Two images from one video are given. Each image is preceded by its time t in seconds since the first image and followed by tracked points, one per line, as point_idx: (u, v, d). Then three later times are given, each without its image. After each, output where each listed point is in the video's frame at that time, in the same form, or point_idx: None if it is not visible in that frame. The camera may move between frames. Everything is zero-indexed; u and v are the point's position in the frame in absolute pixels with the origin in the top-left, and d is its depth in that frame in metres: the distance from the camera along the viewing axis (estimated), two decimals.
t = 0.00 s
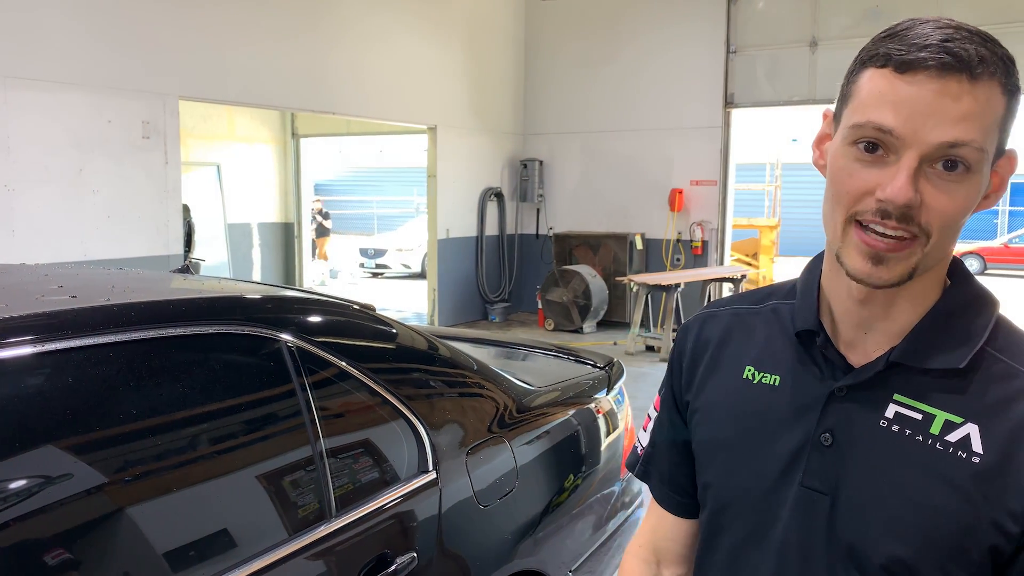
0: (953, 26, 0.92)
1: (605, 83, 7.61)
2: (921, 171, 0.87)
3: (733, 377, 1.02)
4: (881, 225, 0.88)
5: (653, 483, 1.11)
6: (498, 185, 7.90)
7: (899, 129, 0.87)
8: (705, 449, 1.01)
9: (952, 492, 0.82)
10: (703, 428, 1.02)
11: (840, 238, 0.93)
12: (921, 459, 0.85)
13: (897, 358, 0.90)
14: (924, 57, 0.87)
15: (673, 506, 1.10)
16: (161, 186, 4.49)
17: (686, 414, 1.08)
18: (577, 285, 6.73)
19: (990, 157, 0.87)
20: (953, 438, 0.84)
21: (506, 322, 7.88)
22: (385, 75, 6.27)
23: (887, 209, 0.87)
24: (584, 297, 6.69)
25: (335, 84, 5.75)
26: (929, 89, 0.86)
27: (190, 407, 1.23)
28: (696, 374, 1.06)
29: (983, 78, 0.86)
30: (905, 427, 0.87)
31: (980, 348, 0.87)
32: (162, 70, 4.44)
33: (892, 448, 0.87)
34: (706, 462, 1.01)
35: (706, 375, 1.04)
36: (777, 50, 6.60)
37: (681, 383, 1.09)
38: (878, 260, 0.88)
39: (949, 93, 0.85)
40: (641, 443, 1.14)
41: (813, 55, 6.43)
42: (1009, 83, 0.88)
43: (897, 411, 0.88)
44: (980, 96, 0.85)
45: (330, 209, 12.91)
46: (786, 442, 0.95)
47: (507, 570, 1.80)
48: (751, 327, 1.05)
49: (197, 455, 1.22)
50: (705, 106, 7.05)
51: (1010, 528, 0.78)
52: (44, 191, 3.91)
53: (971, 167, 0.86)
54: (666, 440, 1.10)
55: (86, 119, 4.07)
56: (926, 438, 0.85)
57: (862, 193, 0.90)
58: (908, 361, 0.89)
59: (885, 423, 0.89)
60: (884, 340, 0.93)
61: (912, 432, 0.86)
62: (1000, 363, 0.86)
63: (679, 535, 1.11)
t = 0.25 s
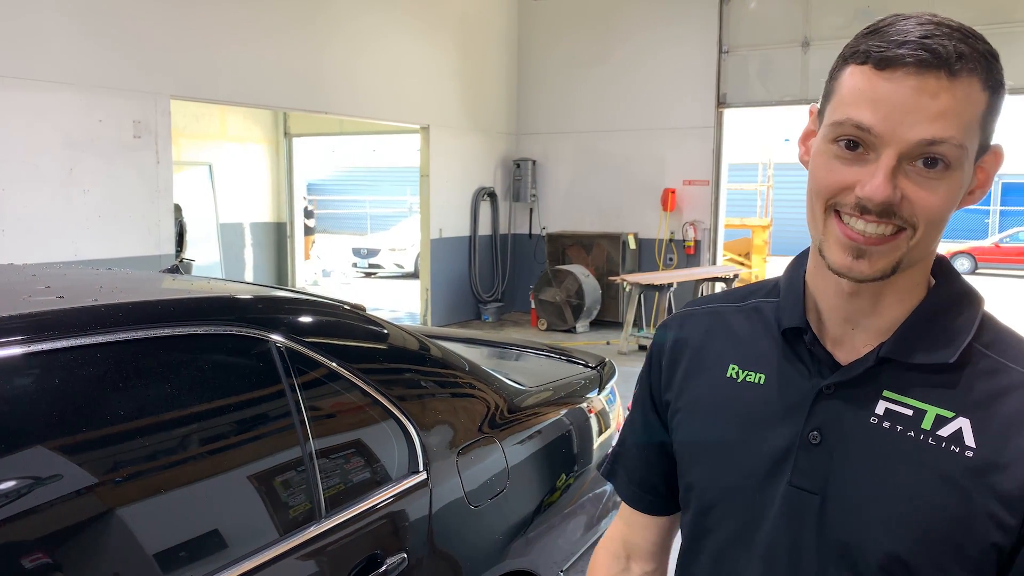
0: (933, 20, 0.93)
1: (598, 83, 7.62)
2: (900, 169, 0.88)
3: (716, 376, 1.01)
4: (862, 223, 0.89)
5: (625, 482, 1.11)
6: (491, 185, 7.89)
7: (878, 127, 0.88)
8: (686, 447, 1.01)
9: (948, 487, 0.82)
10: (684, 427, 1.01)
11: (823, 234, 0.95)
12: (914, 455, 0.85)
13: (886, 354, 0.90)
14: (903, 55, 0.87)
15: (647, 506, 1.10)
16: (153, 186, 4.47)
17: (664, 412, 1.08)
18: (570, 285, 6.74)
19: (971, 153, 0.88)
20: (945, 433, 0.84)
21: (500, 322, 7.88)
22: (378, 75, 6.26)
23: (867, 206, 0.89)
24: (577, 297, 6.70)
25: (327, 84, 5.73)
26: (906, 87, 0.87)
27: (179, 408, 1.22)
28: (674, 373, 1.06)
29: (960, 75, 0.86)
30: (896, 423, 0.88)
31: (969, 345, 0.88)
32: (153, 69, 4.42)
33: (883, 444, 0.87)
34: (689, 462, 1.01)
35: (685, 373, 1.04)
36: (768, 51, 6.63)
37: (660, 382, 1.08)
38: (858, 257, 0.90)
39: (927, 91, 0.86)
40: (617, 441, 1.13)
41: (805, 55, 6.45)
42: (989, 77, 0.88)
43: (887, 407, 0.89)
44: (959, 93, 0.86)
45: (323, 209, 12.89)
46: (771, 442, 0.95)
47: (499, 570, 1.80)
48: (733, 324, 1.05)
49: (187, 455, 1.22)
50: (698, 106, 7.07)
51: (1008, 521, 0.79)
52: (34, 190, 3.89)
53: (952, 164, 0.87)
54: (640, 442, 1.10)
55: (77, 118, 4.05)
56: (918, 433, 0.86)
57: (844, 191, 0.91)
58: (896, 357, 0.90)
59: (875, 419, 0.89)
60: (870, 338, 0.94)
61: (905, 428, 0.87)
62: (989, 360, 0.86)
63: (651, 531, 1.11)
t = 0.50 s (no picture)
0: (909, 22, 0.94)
1: (591, 83, 7.64)
2: (879, 164, 0.88)
3: (687, 378, 1.01)
4: (842, 218, 0.89)
5: (596, 483, 1.11)
6: (485, 185, 7.89)
7: (857, 123, 0.89)
8: (658, 449, 1.01)
9: (913, 487, 0.82)
10: (655, 428, 1.01)
11: (801, 231, 0.95)
12: (880, 456, 0.85)
13: (856, 355, 0.91)
14: (882, 52, 0.88)
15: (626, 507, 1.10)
16: (145, 186, 4.45)
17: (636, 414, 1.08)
18: (564, 285, 6.75)
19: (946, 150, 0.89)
20: (911, 435, 0.84)
21: (494, 323, 7.88)
22: (372, 75, 6.25)
23: (846, 201, 0.89)
24: (571, 297, 6.71)
25: (321, 84, 5.73)
26: (885, 82, 0.88)
27: (170, 409, 1.22)
28: (646, 375, 1.06)
29: (938, 74, 0.87)
30: (864, 425, 0.88)
31: (937, 348, 0.88)
32: (144, 68, 4.40)
33: (850, 446, 0.87)
34: (660, 464, 1.00)
35: (657, 375, 1.04)
36: (762, 51, 6.65)
37: (631, 384, 1.08)
38: (838, 252, 0.90)
39: (906, 87, 0.87)
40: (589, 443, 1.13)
41: (798, 55, 6.47)
42: (964, 77, 0.89)
43: (856, 410, 0.89)
44: (936, 91, 0.87)
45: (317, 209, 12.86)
46: (742, 444, 0.94)
47: (491, 571, 1.80)
48: (705, 326, 1.06)
49: (180, 456, 1.22)
50: (691, 106, 7.09)
51: (969, 521, 0.78)
52: (25, 190, 3.86)
53: (929, 162, 0.88)
54: (613, 446, 1.10)
55: (69, 117, 4.03)
56: (886, 435, 0.86)
57: (823, 185, 0.91)
58: (866, 357, 0.90)
59: (844, 421, 0.89)
60: (844, 337, 0.94)
61: (872, 430, 0.87)
62: (955, 362, 0.87)
63: (630, 534, 1.12)
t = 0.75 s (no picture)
0: (857, 27, 0.94)
1: (587, 84, 7.64)
2: (830, 170, 0.88)
3: (663, 382, 1.01)
4: (796, 225, 0.89)
5: (581, 488, 1.11)
6: (481, 186, 7.89)
7: (806, 130, 0.89)
8: (636, 452, 1.01)
9: (884, 488, 0.82)
10: (634, 431, 1.01)
11: (759, 239, 0.95)
12: (851, 457, 0.85)
13: (826, 358, 0.91)
14: (829, 58, 0.89)
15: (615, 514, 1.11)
16: (140, 187, 4.44)
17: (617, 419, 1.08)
18: (560, 286, 6.75)
19: (897, 152, 0.89)
20: (883, 436, 0.84)
21: (490, 324, 7.87)
22: (368, 76, 6.25)
23: (799, 208, 0.89)
24: (567, 299, 6.71)
25: (316, 84, 5.72)
26: (831, 89, 0.88)
27: (163, 411, 1.21)
28: (625, 380, 1.06)
29: (885, 78, 0.87)
30: (837, 427, 0.87)
31: (907, 349, 0.89)
32: (139, 69, 4.38)
33: (822, 448, 0.87)
34: (638, 469, 1.01)
35: (635, 380, 1.04)
36: (758, 52, 6.67)
37: (613, 389, 1.09)
38: (793, 259, 0.90)
39: (852, 93, 0.87)
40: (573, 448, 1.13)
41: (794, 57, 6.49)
42: (912, 80, 0.89)
43: (828, 411, 0.89)
44: (882, 95, 0.87)
45: (313, 210, 12.85)
46: (716, 446, 0.94)
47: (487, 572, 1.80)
48: (680, 330, 1.05)
49: (175, 458, 1.21)
50: (687, 107, 7.10)
51: (939, 519, 0.79)
52: (19, 191, 3.85)
53: (880, 165, 0.88)
54: (597, 450, 1.10)
55: (63, 118, 4.02)
56: (858, 436, 0.86)
57: (776, 193, 0.92)
58: (835, 360, 0.90)
59: (817, 424, 0.89)
60: (812, 339, 0.95)
61: (844, 432, 0.87)
62: (925, 363, 0.87)
63: (621, 541, 1.11)
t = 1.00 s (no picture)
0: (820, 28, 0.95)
1: (584, 86, 7.65)
2: (797, 170, 0.89)
3: (638, 383, 1.02)
4: (765, 225, 0.90)
5: (558, 491, 1.11)
6: (477, 187, 7.89)
7: (772, 132, 0.89)
8: (612, 454, 1.01)
9: (857, 482, 0.82)
10: (610, 432, 1.02)
11: (729, 240, 0.95)
12: (824, 453, 0.85)
13: (797, 356, 0.91)
14: (792, 60, 0.89)
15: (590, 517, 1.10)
16: (135, 188, 4.43)
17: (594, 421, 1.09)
18: (557, 287, 6.75)
19: (862, 150, 0.89)
20: (854, 431, 0.85)
21: (486, 325, 7.86)
22: (364, 77, 6.25)
23: (767, 209, 0.89)
24: (564, 300, 6.71)
25: (313, 86, 5.72)
26: (795, 90, 0.88)
27: (158, 413, 1.21)
28: (600, 383, 1.06)
29: (847, 77, 0.88)
30: (810, 424, 0.88)
31: (876, 345, 0.89)
32: (134, 69, 4.38)
33: (795, 445, 0.87)
34: (614, 470, 1.01)
35: (610, 383, 1.05)
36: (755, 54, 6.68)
37: (589, 392, 1.10)
38: (764, 259, 0.90)
39: (816, 93, 0.88)
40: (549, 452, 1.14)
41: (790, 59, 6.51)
42: (874, 79, 0.90)
43: (801, 409, 0.89)
44: (845, 94, 0.88)
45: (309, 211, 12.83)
46: (691, 446, 0.94)
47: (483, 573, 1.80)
48: (655, 331, 1.06)
49: (171, 459, 1.21)
50: (683, 108, 7.11)
51: (911, 510, 0.79)
52: (14, 192, 3.84)
53: (845, 163, 0.88)
54: (572, 453, 1.11)
55: (59, 119, 4.01)
56: (830, 432, 0.86)
57: (745, 195, 0.92)
58: (805, 357, 0.91)
59: (790, 421, 0.89)
60: (784, 339, 0.95)
61: (817, 428, 0.87)
62: (893, 358, 0.88)
63: (594, 541, 1.11)
